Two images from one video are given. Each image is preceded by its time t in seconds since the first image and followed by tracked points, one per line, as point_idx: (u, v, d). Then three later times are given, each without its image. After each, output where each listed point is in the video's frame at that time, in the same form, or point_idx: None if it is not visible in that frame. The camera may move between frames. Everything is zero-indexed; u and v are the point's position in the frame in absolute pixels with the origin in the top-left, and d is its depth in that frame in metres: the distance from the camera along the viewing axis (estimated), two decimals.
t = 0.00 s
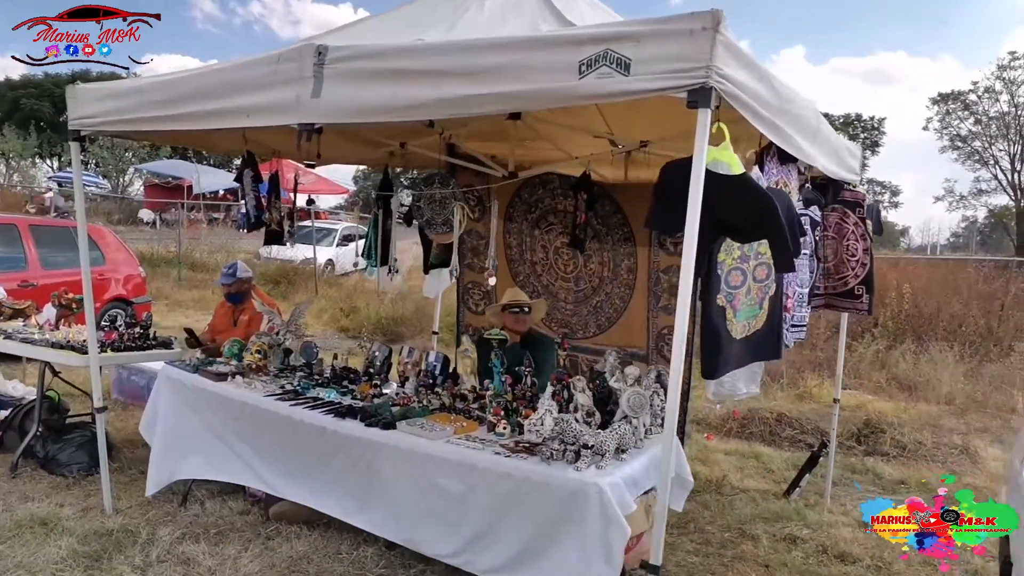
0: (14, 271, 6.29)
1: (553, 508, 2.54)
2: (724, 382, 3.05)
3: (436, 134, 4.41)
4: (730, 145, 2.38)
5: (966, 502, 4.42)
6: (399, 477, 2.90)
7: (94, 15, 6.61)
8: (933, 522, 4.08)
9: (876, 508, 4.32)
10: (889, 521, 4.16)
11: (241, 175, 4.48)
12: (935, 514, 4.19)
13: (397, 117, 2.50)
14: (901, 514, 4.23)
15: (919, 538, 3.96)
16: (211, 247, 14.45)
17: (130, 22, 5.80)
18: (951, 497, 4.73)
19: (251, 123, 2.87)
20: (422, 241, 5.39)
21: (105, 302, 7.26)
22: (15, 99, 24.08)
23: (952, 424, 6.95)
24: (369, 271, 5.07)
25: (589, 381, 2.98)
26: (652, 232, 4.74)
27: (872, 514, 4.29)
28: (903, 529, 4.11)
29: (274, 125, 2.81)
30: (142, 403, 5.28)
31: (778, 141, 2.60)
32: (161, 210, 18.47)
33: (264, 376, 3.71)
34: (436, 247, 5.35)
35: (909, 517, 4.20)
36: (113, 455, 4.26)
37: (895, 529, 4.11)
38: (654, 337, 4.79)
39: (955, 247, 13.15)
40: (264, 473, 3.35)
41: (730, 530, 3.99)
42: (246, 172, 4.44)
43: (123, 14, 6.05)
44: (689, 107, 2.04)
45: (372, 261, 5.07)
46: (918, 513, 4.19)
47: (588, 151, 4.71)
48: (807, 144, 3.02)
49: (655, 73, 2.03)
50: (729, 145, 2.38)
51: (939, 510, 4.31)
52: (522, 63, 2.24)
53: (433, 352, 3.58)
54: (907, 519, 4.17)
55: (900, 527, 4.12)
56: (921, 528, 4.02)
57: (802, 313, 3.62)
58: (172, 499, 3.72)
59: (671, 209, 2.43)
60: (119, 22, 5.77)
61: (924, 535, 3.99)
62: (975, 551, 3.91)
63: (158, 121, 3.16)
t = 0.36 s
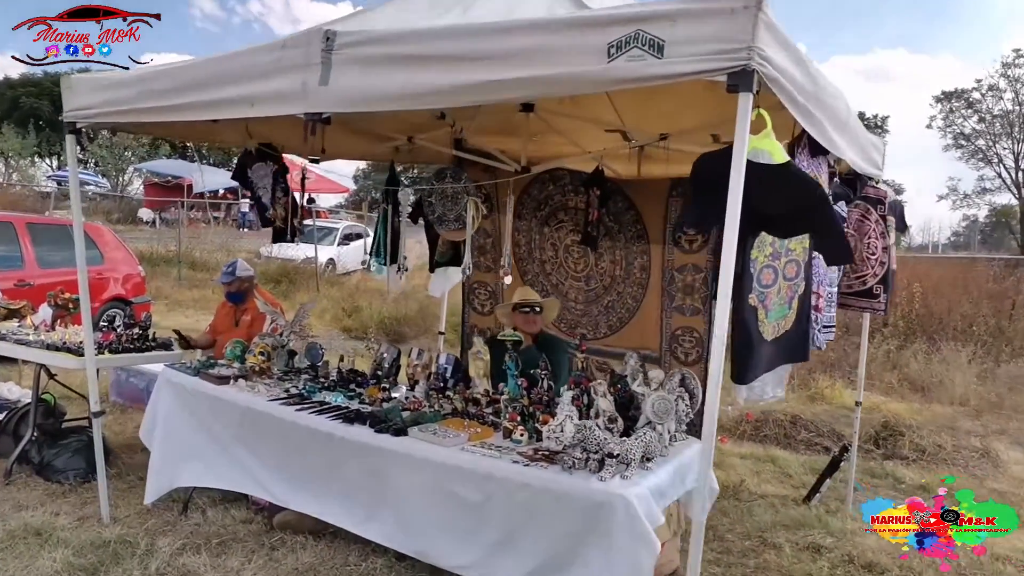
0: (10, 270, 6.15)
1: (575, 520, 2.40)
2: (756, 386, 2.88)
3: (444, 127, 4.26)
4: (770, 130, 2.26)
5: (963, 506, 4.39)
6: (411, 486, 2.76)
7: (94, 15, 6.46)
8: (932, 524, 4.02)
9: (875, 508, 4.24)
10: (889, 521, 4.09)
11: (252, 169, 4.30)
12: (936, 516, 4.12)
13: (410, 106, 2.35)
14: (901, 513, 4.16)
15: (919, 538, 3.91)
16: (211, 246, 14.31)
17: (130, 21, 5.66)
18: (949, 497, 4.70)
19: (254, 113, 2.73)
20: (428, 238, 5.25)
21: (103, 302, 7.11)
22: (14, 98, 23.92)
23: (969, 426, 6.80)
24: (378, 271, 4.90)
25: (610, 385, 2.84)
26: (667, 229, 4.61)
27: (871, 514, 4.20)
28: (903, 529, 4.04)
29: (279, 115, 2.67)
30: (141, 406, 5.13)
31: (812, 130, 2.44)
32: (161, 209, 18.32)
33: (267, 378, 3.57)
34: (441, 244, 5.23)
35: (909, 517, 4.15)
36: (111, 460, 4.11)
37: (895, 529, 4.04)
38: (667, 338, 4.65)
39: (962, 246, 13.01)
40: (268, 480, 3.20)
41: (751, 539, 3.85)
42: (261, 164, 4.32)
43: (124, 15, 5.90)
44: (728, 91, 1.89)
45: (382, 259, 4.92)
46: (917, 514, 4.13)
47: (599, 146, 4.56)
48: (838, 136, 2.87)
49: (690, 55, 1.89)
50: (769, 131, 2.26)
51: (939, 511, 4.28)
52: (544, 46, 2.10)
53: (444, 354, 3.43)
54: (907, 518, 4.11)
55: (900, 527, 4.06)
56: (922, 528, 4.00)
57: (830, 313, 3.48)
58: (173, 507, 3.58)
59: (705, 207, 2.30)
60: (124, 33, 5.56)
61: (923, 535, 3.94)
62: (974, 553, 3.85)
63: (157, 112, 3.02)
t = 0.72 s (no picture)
0: (7, 269, 6.01)
1: (600, 535, 2.26)
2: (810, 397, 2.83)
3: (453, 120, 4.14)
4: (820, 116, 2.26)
5: (966, 506, 4.30)
6: (424, 496, 2.62)
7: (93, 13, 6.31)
8: (932, 527, 3.95)
9: (875, 508, 4.16)
10: (887, 523, 4.02)
11: (257, 162, 4.18)
12: (936, 517, 4.06)
13: (424, 94, 2.21)
14: (901, 513, 4.09)
15: (917, 542, 3.85)
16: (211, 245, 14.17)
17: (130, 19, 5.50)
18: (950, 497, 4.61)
19: (259, 103, 2.59)
20: (435, 236, 5.10)
21: (102, 302, 6.98)
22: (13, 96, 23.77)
23: (986, 429, 6.65)
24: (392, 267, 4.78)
25: (633, 390, 2.69)
26: (682, 227, 4.49)
27: (870, 516, 4.11)
28: (901, 533, 3.95)
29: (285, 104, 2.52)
30: (141, 409, 5.00)
31: (853, 121, 2.33)
32: (161, 208, 18.19)
33: (271, 382, 3.43)
34: (448, 241, 5.09)
35: (909, 517, 4.08)
36: (108, 467, 3.98)
37: (895, 529, 3.99)
38: (682, 341, 4.53)
39: (969, 246, 12.86)
40: (273, 490, 3.06)
41: (773, 548, 3.71)
42: (268, 159, 4.16)
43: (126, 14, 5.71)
44: (775, 77, 1.75)
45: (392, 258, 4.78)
46: (913, 516, 4.06)
47: (611, 142, 4.42)
48: (874, 129, 2.73)
49: (732, 37, 1.75)
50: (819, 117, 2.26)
51: (939, 511, 4.21)
52: (571, 30, 1.96)
53: (456, 357, 3.29)
54: (905, 519, 4.06)
55: (897, 530, 3.97)
56: (922, 528, 3.94)
57: (872, 315, 3.36)
58: (173, 516, 3.44)
59: (752, 205, 2.24)
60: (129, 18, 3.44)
61: (920, 539, 3.86)
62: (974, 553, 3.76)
63: (157, 103, 2.88)
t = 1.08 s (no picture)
0: (4, 259, 5.90)
1: (622, 533, 2.15)
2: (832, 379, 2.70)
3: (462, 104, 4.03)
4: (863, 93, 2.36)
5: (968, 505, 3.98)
6: (435, 492, 2.52)
7: None
8: (932, 526, 3.63)
9: (876, 509, 3.85)
10: (888, 523, 3.72)
11: (257, 148, 4.07)
12: (934, 515, 3.71)
13: (436, 70, 2.09)
14: (901, 512, 3.79)
15: (918, 544, 3.58)
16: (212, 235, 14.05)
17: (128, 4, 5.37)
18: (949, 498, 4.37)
19: (261, 82, 2.46)
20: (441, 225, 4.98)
21: (101, 292, 6.87)
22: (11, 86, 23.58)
23: (1000, 420, 6.53)
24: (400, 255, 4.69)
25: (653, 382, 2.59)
26: (696, 214, 4.37)
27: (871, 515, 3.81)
28: (902, 533, 3.67)
29: (289, 83, 2.40)
30: (141, 402, 4.89)
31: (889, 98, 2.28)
32: (161, 198, 18.06)
33: (275, 374, 3.32)
34: (455, 229, 4.96)
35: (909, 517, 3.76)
36: (108, 460, 3.87)
37: (895, 530, 3.71)
38: (695, 331, 4.42)
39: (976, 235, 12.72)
40: (278, 485, 2.95)
41: (792, 544, 3.60)
42: (270, 144, 4.06)
43: None
44: (819, 46, 1.65)
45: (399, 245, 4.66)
46: (914, 514, 3.72)
47: (623, 126, 4.30)
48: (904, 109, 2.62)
49: (772, 5, 1.62)
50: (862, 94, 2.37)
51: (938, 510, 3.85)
52: None
53: (465, 349, 3.17)
54: (905, 520, 3.73)
55: (898, 530, 3.68)
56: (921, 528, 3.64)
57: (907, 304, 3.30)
58: (174, 512, 3.34)
59: (790, 182, 2.14)
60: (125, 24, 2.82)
61: (920, 541, 3.58)
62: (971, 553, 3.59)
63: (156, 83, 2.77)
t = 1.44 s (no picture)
0: None
1: (659, 532, 1.99)
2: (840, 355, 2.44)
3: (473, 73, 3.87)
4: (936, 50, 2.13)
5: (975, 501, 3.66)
6: (455, 484, 2.35)
7: None
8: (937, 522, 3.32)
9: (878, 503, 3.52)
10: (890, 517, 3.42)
11: (256, 123, 3.79)
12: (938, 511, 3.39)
13: (458, 26, 1.90)
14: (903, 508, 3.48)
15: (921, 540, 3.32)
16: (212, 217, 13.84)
17: None
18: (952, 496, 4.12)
19: (264, 43, 2.27)
20: (450, 205, 4.79)
21: (100, 274, 6.69)
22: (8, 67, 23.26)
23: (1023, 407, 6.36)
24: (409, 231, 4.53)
25: (687, 369, 2.41)
26: (719, 192, 4.17)
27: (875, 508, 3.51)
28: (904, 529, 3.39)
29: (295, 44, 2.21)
30: (140, 388, 4.72)
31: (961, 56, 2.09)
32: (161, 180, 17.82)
33: (280, 359, 3.13)
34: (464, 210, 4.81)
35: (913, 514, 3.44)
36: (106, 449, 3.71)
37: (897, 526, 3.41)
38: (716, 314, 4.25)
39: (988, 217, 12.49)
40: (285, 475, 2.79)
41: (822, 537, 3.44)
42: (268, 119, 3.82)
43: None
44: None
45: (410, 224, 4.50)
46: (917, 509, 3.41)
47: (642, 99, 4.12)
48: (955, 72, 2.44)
49: None
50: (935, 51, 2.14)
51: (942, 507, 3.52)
52: None
53: (481, 333, 2.99)
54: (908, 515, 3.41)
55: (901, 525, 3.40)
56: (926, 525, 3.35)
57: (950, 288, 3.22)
58: (176, 504, 3.18)
59: (830, 138, 1.99)
60: (123, 22, 2.69)
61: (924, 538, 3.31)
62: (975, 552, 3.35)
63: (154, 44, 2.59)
